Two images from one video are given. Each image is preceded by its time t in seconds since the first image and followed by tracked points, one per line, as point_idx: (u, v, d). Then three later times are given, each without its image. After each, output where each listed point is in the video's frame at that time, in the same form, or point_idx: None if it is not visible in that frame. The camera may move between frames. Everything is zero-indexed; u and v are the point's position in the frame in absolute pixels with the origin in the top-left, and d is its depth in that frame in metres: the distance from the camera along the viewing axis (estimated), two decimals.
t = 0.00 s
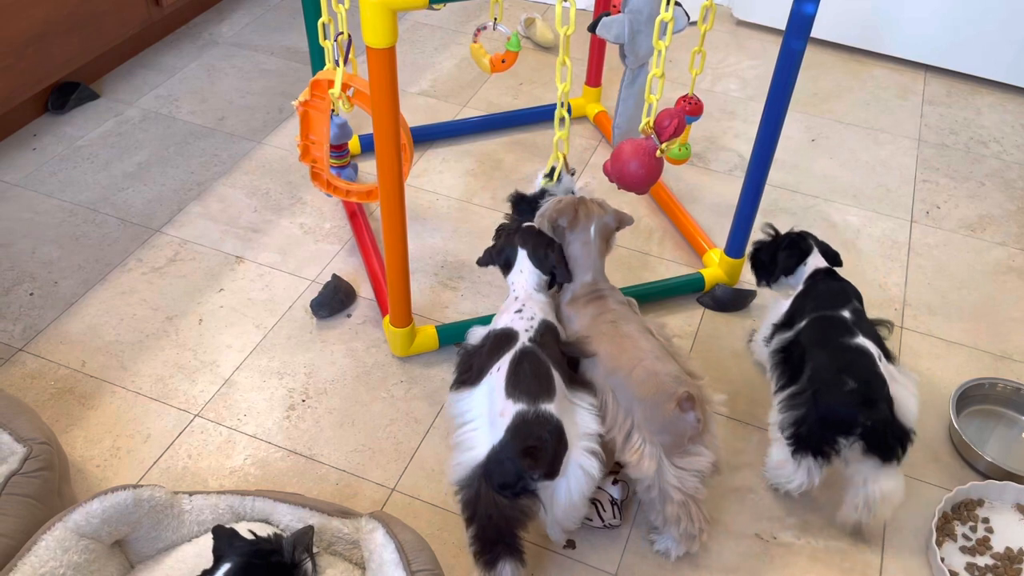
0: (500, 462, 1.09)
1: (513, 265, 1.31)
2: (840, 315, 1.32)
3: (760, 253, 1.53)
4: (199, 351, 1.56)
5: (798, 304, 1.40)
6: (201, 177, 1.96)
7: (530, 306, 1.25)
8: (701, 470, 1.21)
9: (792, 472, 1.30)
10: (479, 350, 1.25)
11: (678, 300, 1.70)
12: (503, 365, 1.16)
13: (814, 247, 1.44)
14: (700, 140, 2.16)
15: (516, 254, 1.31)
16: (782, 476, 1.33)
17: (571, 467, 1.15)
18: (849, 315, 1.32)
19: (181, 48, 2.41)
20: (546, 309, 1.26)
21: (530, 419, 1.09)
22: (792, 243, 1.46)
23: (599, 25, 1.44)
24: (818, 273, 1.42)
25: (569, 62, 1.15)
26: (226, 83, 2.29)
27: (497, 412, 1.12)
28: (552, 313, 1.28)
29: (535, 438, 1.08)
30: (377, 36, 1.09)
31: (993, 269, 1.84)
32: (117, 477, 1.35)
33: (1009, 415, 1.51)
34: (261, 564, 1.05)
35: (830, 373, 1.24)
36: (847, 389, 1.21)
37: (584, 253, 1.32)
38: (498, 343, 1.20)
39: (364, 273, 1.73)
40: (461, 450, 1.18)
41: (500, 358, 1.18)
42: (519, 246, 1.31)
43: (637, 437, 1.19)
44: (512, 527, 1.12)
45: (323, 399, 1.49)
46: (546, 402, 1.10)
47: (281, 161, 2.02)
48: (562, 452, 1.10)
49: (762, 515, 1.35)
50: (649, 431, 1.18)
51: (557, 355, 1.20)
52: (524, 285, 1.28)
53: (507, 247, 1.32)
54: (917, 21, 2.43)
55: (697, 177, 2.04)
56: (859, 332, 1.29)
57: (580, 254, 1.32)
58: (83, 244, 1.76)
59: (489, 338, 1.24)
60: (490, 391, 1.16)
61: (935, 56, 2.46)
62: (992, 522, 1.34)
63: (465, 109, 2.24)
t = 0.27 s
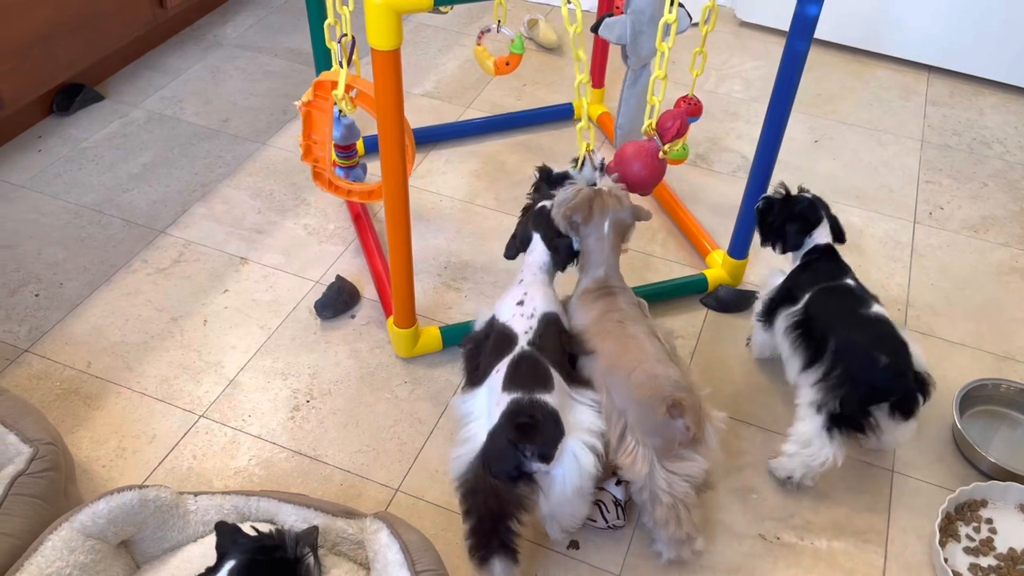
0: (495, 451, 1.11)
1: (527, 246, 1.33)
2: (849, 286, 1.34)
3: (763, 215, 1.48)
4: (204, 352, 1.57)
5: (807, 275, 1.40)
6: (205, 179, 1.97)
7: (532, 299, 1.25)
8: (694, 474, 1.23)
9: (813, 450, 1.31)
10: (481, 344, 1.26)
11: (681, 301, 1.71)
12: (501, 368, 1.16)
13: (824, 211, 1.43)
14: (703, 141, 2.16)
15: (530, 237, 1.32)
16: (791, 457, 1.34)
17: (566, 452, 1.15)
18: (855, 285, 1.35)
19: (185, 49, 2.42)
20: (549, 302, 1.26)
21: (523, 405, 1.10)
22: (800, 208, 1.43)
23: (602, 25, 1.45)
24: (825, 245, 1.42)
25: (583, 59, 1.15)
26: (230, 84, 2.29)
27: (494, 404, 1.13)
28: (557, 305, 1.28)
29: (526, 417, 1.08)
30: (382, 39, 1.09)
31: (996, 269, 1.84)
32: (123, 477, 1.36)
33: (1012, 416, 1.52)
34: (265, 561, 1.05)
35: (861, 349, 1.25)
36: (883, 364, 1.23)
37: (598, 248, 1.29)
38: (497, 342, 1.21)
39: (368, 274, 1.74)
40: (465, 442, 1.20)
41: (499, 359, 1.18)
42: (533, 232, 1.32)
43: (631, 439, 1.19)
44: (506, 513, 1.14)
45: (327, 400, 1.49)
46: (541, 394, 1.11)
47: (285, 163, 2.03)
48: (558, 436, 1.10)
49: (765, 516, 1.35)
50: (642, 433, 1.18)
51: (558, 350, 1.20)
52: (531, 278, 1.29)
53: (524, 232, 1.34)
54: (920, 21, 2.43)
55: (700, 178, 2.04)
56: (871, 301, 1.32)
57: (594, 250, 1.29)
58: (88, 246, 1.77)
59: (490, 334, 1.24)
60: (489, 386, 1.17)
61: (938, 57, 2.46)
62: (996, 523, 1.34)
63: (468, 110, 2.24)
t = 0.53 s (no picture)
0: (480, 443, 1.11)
1: (530, 257, 1.27)
2: (868, 280, 1.36)
3: (769, 206, 1.45)
4: (208, 353, 1.58)
5: (824, 269, 1.41)
6: (210, 181, 1.98)
7: (544, 305, 1.24)
8: (663, 467, 1.21)
9: (864, 442, 1.35)
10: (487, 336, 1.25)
11: (683, 303, 1.72)
12: (508, 359, 1.16)
13: (830, 197, 1.41)
14: (705, 143, 2.17)
15: (535, 248, 1.27)
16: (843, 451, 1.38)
17: (555, 465, 1.16)
18: (874, 279, 1.37)
19: (190, 53, 2.43)
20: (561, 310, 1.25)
21: (518, 409, 1.10)
22: (807, 196, 1.40)
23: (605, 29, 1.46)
24: (839, 234, 1.41)
25: (575, 65, 1.17)
26: (235, 87, 2.31)
27: (492, 398, 1.13)
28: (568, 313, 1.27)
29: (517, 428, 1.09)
30: (386, 43, 1.11)
31: (997, 271, 1.84)
32: (128, 478, 1.37)
33: (1013, 417, 1.52)
34: (284, 564, 1.10)
35: (885, 343, 1.27)
36: (909, 355, 1.25)
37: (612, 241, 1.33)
38: (508, 334, 1.20)
39: (371, 276, 1.75)
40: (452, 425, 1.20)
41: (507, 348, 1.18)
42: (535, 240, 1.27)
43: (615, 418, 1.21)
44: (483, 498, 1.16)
45: (331, 401, 1.50)
46: (540, 399, 1.11)
47: (289, 165, 2.04)
48: (546, 449, 1.11)
49: (766, 516, 1.36)
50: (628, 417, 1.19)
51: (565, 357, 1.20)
52: (538, 289, 1.25)
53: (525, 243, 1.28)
54: (921, 24, 2.43)
55: (702, 180, 2.05)
56: (890, 294, 1.33)
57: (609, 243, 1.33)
58: (93, 248, 1.78)
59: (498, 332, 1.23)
60: (490, 379, 1.17)
61: (939, 59, 2.47)
62: (997, 523, 1.35)
63: (471, 113, 2.25)
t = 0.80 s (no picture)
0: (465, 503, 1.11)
1: (508, 311, 1.25)
2: (845, 280, 1.34)
3: (736, 218, 1.41)
4: (212, 354, 1.59)
5: (803, 276, 1.38)
6: (214, 184, 1.99)
7: (532, 348, 1.23)
8: (665, 467, 1.24)
9: (869, 441, 1.36)
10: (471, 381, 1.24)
11: (684, 304, 1.72)
12: (491, 409, 1.15)
13: (796, 200, 1.39)
14: (706, 145, 2.18)
15: (512, 299, 1.25)
16: (848, 451, 1.39)
17: (543, 520, 1.15)
18: (851, 277, 1.35)
19: (194, 56, 2.45)
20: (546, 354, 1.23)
21: (502, 479, 1.08)
22: (771, 205, 1.38)
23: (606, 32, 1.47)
24: (810, 238, 1.40)
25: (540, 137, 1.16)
26: (238, 90, 2.32)
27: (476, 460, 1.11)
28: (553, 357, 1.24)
29: (501, 497, 1.07)
30: (388, 46, 1.12)
31: (997, 272, 1.85)
32: (133, 477, 1.38)
33: (1013, 417, 1.53)
34: (354, 552, 1.04)
35: (883, 341, 1.26)
36: (907, 349, 1.25)
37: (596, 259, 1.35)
38: (497, 382, 1.19)
39: (374, 277, 1.76)
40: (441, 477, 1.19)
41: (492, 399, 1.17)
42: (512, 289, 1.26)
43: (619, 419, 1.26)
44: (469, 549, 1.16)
45: (334, 402, 1.51)
46: (524, 463, 1.08)
47: (292, 168, 2.05)
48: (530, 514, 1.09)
49: (767, 515, 1.37)
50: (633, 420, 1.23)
51: (553, 405, 1.18)
52: (521, 337, 1.24)
53: (501, 297, 1.25)
54: (921, 25, 2.44)
55: (703, 182, 2.06)
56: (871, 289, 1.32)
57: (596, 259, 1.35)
58: (97, 250, 1.79)
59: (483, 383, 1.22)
60: (473, 434, 1.15)
61: (939, 61, 2.48)
62: (996, 523, 1.35)
63: (473, 116, 2.27)
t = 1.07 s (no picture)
0: None
1: (497, 373, 1.10)
2: (833, 274, 1.38)
3: (705, 226, 1.38)
4: (216, 358, 1.60)
5: (791, 281, 1.39)
6: (217, 189, 2.01)
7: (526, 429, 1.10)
8: (676, 473, 1.25)
9: (878, 423, 1.39)
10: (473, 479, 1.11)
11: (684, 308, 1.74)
12: (511, 508, 1.05)
13: (762, 203, 1.37)
14: (706, 150, 2.20)
15: (501, 365, 1.09)
16: (855, 437, 1.41)
17: None
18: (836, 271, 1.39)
19: (197, 63, 2.47)
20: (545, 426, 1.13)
21: (547, 562, 1.00)
22: (741, 210, 1.35)
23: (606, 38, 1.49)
24: (783, 240, 1.40)
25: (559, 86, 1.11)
26: (241, 97, 2.34)
27: (510, 557, 1.01)
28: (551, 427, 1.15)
29: None
30: (391, 52, 1.13)
31: (995, 276, 1.86)
32: (138, 479, 1.39)
33: (1010, 419, 1.54)
34: (401, 561, 0.99)
35: (887, 326, 1.31)
36: (910, 328, 1.31)
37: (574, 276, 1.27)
38: (498, 481, 1.07)
39: (376, 282, 1.77)
40: None
41: (505, 495, 1.06)
42: (501, 356, 1.09)
43: (620, 432, 1.26)
44: None
45: (337, 405, 1.53)
46: (564, 543, 1.02)
47: (295, 173, 2.07)
48: None
49: (767, 516, 1.38)
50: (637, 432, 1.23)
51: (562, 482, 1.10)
52: (509, 406, 1.10)
53: (490, 358, 1.09)
54: (919, 31, 2.46)
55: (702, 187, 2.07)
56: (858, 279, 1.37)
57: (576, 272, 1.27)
58: (102, 255, 1.80)
59: (482, 470, 1.10)
60: (498, 534, 1.04)
61: (937, 67, 2.49)
62: (994, 524, 1.36)
63: (474, 121, 2.28)
